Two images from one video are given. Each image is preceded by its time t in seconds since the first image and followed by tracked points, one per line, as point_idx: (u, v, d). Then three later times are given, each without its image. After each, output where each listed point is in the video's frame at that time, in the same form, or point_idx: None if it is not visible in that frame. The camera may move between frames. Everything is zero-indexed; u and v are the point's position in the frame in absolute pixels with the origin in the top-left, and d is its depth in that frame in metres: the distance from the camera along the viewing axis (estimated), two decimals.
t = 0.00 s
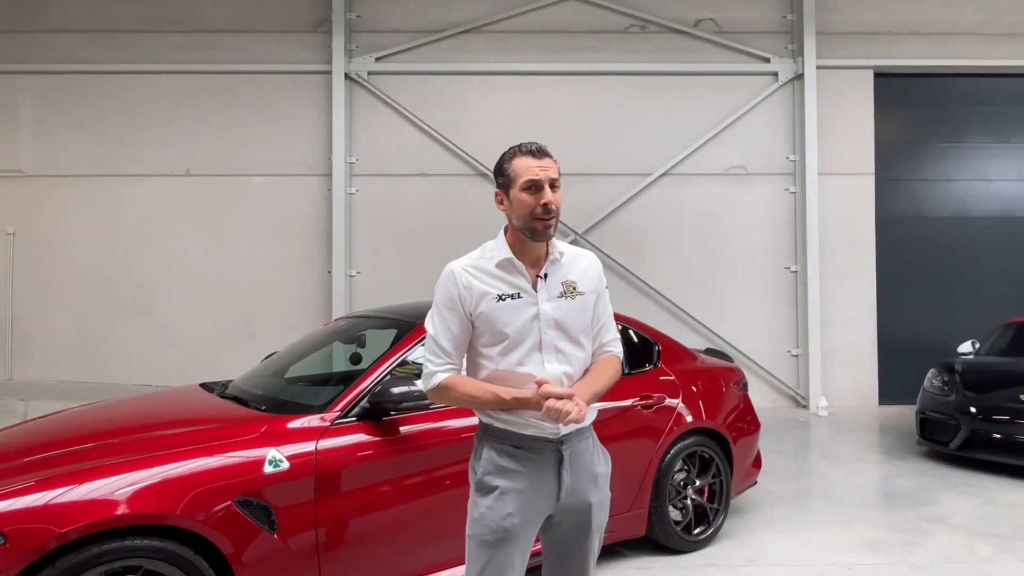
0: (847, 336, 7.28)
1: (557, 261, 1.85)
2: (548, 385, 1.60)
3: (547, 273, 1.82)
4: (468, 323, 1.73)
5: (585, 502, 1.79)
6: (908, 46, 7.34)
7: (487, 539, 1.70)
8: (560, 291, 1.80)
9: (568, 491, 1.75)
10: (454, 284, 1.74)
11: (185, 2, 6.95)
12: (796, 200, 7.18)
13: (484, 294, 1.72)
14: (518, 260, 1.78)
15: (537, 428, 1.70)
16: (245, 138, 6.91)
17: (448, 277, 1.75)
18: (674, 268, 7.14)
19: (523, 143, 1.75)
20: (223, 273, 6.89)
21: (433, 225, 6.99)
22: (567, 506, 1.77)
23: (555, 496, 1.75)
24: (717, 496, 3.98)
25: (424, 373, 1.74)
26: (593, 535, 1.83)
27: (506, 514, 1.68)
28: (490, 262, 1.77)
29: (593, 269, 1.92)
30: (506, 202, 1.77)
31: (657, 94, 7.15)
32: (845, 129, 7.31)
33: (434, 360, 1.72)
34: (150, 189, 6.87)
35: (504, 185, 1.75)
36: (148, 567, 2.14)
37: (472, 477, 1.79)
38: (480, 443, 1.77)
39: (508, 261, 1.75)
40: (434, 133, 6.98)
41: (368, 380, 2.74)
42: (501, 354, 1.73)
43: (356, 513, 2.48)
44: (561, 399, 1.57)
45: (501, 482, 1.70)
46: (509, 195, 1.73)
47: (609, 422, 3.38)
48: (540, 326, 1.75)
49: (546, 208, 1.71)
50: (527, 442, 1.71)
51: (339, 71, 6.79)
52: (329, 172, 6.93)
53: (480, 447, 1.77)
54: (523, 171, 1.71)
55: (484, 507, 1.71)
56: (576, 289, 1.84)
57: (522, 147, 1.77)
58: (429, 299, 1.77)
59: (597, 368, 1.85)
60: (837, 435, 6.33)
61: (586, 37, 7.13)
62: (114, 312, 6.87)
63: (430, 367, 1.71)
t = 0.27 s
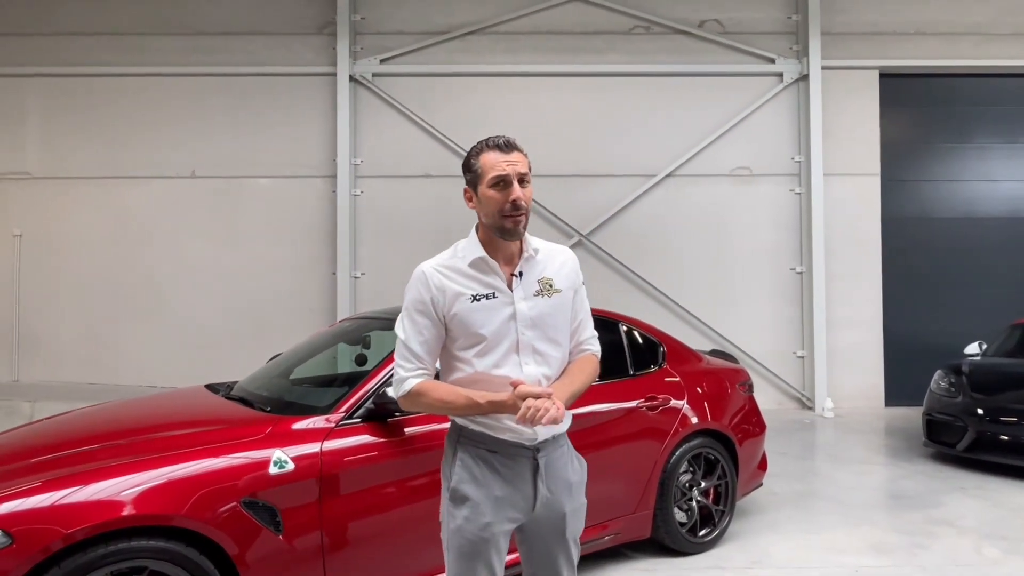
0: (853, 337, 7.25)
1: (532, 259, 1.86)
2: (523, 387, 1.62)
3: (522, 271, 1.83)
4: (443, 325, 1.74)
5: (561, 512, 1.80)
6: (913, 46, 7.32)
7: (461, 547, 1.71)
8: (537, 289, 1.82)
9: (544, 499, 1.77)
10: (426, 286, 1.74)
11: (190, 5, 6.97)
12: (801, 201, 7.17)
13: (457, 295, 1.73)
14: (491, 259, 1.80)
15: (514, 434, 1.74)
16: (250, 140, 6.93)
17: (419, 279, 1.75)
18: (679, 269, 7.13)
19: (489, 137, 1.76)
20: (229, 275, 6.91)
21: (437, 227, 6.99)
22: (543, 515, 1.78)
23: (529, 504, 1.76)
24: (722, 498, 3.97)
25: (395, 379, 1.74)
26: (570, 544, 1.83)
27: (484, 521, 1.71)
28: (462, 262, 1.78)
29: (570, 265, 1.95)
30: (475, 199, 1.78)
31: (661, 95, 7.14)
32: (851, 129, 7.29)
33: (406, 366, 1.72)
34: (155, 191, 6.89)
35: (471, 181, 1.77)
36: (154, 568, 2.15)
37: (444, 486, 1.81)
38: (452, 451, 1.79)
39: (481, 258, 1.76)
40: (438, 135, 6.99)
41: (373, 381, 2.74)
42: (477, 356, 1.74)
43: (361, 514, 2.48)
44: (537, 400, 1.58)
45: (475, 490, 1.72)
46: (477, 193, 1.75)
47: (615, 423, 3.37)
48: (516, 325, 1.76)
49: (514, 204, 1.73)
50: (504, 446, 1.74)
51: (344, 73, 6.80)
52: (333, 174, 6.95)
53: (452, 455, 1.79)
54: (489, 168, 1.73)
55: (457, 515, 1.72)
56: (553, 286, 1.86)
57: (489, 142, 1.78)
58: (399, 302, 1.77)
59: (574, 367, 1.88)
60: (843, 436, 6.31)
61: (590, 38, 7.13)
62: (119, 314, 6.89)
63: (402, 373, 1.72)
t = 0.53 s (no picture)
0: (860, 338, 7.22)
1: (512, 262, 2.04)
2: (508, 397, 1.68)
3: (503, 274, 2.01)
4: (426, 330, 1.90)
5: (546, 515, 1.86)
6: (920, 46, 7.29)
7: (448, 554, 1.78)
8: (518, 292, 2.00)
9: (528, 502, 1.83)
10: (408, 294, 1.88)
11: (197, 7, 6.99)
12: (808, 201, 7.14)
13: (438, 302, 1.88)
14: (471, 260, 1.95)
15: (496, 439, 1.81)
16: (256, 142, 6.95)
17: (397, 285, 1.88)
18: (685, 270, 7.11)
19: (466, 135, 1.86)
20: (235, 276, 6.93)
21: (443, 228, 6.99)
22: (528, 519, 1.84)
23: (512, 508, 1.82)
24: (729, 500, 3.95)
25: (373, 385, 1.88)
26: (556, 544, 1.90)
27: (469, 526, 1.77)
28: (443, 268, 1.92)
29: (549, 267, 2.14)
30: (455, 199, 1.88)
31: (668, 96, 7.13)
32: (859, 129, 7.26)
33: (384, 373, 1.87)
34: (161, 193, 6.92)
35: (452, 183, 1.88)
36: (162, 568, 2.15)
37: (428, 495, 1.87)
38: (434, 460, 1.86)
39: (459, 262, 1.93)
40: (444, 136, 6.99)
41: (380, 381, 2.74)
42: (461, 358, 1.92)
43: (366, 514, 2.48)
44: (520, 412, 1.65)
45: (458, 497, 1.79)
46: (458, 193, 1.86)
47: (622, 424, 3.36)
48: (499, 329, 1.94)
49: (493, 204, 1.84)
50: (485, 452, 1.81)
51: (349, 75, 6.82)
52: (339, 176, 6.96)
53: (434, 464, 1.85)
54: (467, 169, 1.83)
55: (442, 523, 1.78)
56: (534, 289, 2.04)
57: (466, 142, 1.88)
58: (377, 307, 1.91)
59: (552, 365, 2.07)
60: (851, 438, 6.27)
61: (596, 39, 7.13)
62: (126, 316, 6.92)
63: (378, 380, 1.86)
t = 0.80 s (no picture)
0: (873, 340, 7.07)
1: (508, 260, 1.97)
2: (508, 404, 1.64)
3: (499, 274, 1.94)
4: (421, 334, 1.84)
5: (546, 522, 1.81)
6: (935, 42, 7.14)
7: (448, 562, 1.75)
8: (515, 292, 1.93)
9: (528, 508, 1.79)
10: (401, 297, 1.82)
11: (199, 5, 6.91)
12: (820, 201, 7.00)
13: (433, 304, 1.82)
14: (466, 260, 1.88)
15: (494, 445, 1.76)
16: (259, 141, 6.87)
17: (391, 289, 1.82)
18: (693, 270, 6.98)
19: (463, 129, 1.80)
20: (238, 277, 6.84)
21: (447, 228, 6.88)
22: (528, 526, 1.80)
23: (510, 514, 1.77)
24: (740, 505, 3.82)
25: (368, 391, 1.83)
26: (558, 550, 1.84)
27: (467, 534, 1.73)
28: (436, 268, 1.86)
29: (548, 264, 2.07)
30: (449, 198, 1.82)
31: (677, 93, 7.00)
32: (872, 127, 7.12)
33: (379, 379, 1.81)
34: (163, 193, 6.84)
35: (446, 177, 1.81)
36: (165, 572, 2.17)
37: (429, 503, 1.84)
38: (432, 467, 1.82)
39: (451, 261, 1.85)
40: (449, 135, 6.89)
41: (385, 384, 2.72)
42: (458, 363, 1.86)
43: (369, 519, 2.50)
44: (521, 419, 1.61)
45: (456, 505, 1.75)
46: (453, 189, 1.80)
47: (628, 429, 3.23)
48: (497, 331, 1.88)
49: (488, 201, 1.77)
50: (482, 458, 1.77)
51: (353, 73, 6.73)
52: (343, 176, 6.87)
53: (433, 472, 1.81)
54: (463, 164, 1.77)
55: (441, 532, 1.75)
56: (532, 288, 1.97)
57: (462, 137, 1.82)
58: (370, 311, 1.85)
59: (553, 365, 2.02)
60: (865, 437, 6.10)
61: (603, 35, 7.01)
62: (128, 317, 6.84)
63: (374, 387, 1.81)
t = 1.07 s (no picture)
0: (902, 345, 6.65)
1: (512, 257, 1.61)
2: (504, 410, 1.34)
3: (501, 272, 1.58)
4: (413, 340, 1.49)
5: (557, 538, 1.58)
6: (966, 28, 6.73)
7: None
8: (519, 293, 1.58)
9: (537, 524, 1.55)
10: (391, 297, 1.47)
11: None
12: (845, 196, 6.59)
13: (429, 306, 1.47)
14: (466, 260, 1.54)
15: (498, 456, 1.51)
16: (252, 133, 6.52)
17: (384, 288, 1.48)
18: (710, 270, 6.58)
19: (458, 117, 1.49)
20: (230, 277, 6.49)
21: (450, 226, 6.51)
22: (537, 543, 1.56)
23: (518, 533, 1.53)
24: (761, 520, 3.21)
25: (360, 402, 1.49)
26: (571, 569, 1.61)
27: (469, 557, 1.49)
28: (434, 264, 1.51)
29: (554, 261, 1.70)
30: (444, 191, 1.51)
31: (692, 83, 6.61)
32: (900, 119, 6.70)
33: (371, 388, 1.47)
34: (152, 188, 6.50)
35: (439, 170, 1.49)
36: None
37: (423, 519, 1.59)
38: (428, 479, 1.56)
39: (447, 263, 1.50)
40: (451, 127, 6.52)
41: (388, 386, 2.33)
42: (456, 375, 1.50)
43: (369, 538, 2.12)
44: (520, 427, 1.31)
45: (455, 524, 1.50)
46: (447, 183, 1.48)
47: (641, 438, 2.73)
48: (499, 338, 1.52)
49: (487, 198, 1.45)
50: (486, 470, 1.51)
51: (350, 62, 6.37)
52: (339, 170, 6.51)
53: (428, 485, 1.56)
54: (459, 154, 1.45)
55: (439, 553, 1.51)
56: (536, 289, 1.61)
57: (460, 125, 1.51)
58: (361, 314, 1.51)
59: (566, 376, 1.65)
60: (897, 448, 5.69)
61: (613, 22, 6.63)
62: (115, 319, 6.50)
63: (367, 395, 1.47)
